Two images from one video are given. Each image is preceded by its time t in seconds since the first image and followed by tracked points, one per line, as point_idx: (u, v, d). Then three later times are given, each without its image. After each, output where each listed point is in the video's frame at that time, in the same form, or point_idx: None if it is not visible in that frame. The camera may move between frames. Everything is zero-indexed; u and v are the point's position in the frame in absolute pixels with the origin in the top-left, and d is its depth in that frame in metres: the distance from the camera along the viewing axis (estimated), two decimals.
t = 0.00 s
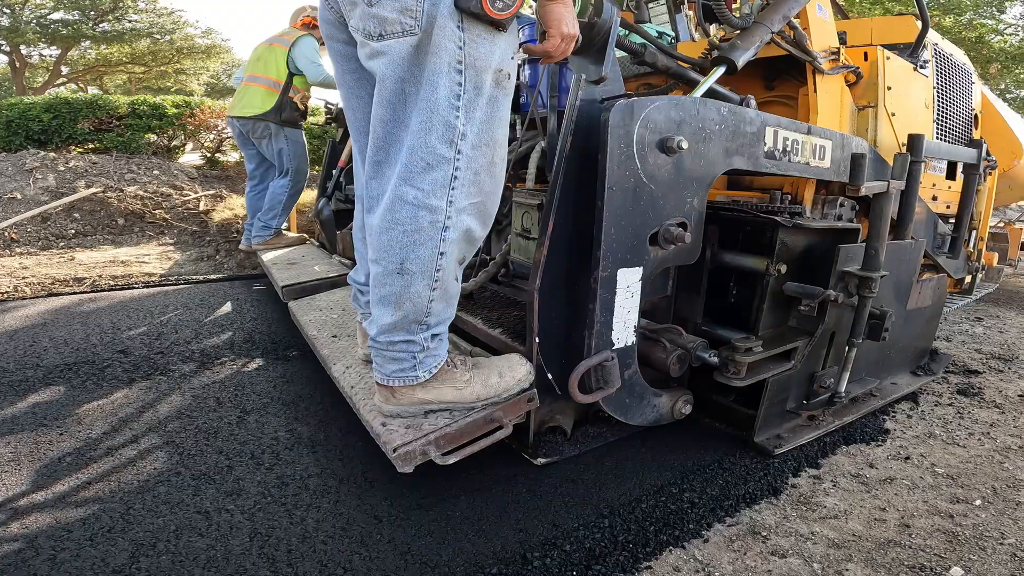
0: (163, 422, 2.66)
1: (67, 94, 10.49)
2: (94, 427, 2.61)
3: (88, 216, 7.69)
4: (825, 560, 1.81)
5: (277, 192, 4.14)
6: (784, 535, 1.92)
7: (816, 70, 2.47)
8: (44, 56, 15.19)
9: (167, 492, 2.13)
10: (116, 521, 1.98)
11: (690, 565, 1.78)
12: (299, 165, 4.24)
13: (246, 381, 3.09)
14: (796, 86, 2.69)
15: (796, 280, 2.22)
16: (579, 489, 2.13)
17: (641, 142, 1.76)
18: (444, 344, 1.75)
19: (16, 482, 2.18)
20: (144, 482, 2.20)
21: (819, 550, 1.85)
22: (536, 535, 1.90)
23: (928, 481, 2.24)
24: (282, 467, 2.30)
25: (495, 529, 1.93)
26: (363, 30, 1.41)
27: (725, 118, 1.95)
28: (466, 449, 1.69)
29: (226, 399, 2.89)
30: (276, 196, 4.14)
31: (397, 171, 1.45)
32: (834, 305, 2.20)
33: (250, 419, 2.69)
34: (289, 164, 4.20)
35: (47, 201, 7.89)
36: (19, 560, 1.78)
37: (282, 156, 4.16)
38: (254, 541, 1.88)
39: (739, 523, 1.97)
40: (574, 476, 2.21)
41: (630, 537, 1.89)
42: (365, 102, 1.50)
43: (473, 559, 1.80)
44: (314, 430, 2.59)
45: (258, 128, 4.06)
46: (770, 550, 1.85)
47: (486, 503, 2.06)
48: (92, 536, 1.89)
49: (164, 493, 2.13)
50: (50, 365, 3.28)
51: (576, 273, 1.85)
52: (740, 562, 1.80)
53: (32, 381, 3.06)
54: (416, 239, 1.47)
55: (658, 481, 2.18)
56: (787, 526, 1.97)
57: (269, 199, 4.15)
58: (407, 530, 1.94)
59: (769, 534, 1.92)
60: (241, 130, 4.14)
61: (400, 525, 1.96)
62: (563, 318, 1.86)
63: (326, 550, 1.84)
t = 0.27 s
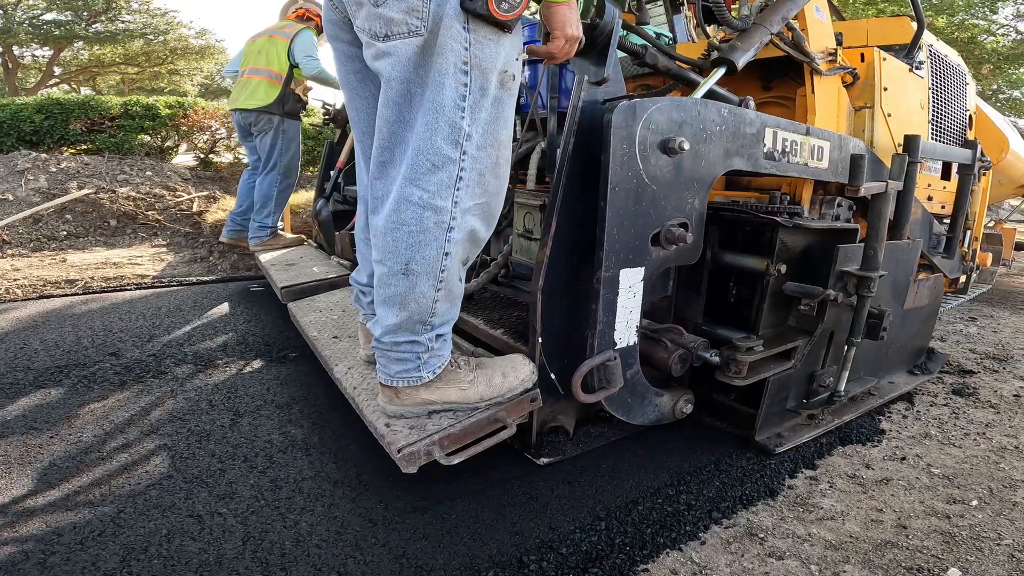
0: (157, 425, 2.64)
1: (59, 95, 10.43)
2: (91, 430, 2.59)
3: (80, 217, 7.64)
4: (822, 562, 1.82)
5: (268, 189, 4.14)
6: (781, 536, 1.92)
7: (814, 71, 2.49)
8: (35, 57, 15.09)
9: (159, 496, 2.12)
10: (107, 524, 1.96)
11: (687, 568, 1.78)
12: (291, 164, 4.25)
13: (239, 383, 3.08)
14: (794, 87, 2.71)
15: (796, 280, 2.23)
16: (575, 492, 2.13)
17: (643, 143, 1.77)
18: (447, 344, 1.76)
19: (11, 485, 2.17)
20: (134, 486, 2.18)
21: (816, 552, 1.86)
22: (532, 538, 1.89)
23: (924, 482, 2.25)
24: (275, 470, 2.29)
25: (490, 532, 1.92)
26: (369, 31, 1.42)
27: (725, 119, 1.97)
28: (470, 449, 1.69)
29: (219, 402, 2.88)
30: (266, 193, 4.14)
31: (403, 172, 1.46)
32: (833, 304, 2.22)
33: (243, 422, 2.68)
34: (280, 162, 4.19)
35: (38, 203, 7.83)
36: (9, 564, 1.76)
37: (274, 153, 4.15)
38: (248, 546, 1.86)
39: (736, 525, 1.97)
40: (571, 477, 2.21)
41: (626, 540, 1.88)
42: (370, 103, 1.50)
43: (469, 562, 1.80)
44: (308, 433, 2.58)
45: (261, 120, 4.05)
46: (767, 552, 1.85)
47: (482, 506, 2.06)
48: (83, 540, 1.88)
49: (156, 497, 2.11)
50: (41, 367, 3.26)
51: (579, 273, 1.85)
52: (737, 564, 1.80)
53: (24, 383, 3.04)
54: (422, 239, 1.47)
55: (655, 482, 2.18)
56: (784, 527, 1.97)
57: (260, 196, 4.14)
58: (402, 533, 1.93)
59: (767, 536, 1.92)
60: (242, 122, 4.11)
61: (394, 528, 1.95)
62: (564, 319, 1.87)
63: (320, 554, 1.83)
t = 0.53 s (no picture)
0: (152, 427, 2.63)
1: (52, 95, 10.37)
2: (87, 432, 2.58)
3: (73, 218, 7.60)
4: (819, 562, 1.83)
5: (259, 189, 4.14)
6: (777, 537, 1.94)
7: (810, 72, 2.51)
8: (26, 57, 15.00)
9: (151, 498, 2.12)
10: (99, 526, 1.96)
11: (684, 568, 1.79)
12: (284, 163, 4.24)
13: (233, 385, 3.07)
14: (791, 87, 2.74)
15: (794, 279, 2.25)
16: (570, 493, 2.13)
17: (644, 143, 1.78)
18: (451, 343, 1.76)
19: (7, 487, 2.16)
20: (126, 487, 2.18)
21: (812, 552, 1.87)
22: (529, 539, 1.90)
23: (920, 481, 2.28)
24: (270, 472, 2.28)
25: (486, 534, 1.92)
26: (374, 31, 1.42)
27: (725, 120, 1.98)
28: (475, 447, 1.70)
29: (212, 403, 2.87)
30: (258, 193, 4.14)
31: (408, 171, 1.46)
32: (831, 303, 2.25)
33: (238, 423, 2.68)
34: (269, 163, 4.17)
35: (30, 203, 7.79)
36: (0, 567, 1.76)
37: (263, 153, 4.14)
38: (241, 548, 1.86)
39: (732, 526, 1.98)
40: (568, 478, 2.22)
41: (623, 541, 1.89)
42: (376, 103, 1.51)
43: (465, 564, 1.80)
44: (302, 434, 2.58)
45: (257, 117, 4.05)
46: (764, 552, 1.86)
47: (477, 507, 2.06)
48: (75, 542, 1.87)
49: (149, 499, 2.11)
50: (33, 369, 3.23)
51: (581, 273, 1.86)
52: (734, 565, 1.81)
53: (15, 386, 3.02)
54: (427, 239, 1.48)
55: (651, 483, 2.19)
56: (780, 528, 1.98)
57: (251, 197, 4.13)
58: (397, 534, 1.93)
59: (763, 536, 1.94)
60: (240, 122, 4.12)
61: (389, 530, 1.96)
62: (566, 318, 1.88)
63: (315, 557, 1.83)
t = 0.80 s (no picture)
0: (149, 429, 2.63)
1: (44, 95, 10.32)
2: (84, 433, 2.58)
3: (65, 219, 7.56)
4: (815, 561, 1.85)
5: (258, 189, 4.15)
6: (773, 536, 1.96)
7: (807, 73, 2.54)
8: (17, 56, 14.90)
9: (145, 499, 2.12)
10: (93, 527, 1.96)
11: (680, 568, 1.80)
12: (282, 164, 4.24)
13: (227, 386, 3.08)
14: (787, 89, 2.77)
15: (792, 278, 2.28)
16: (566, 493, 2.14)
17: (645, 144, 1.80)
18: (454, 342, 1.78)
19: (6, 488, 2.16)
20: (118, 489, 2.18)
21: (808, 551, 1.89)
22: (525, 540, 1.92)
23: (914, 481, 2.30)
24: (264, 473, 2.29)
25: (482, 535, 1.94)
26: (381, 33, 1.44)
27: (724, 121, 2.01)
28: (479, 445, 1.71)
29: (207, 405, 2.87)
30: (256, 193, 4.15)
31: (414, 171, 1.48)
32: (828, 302, 2.27)
33: (232, 424, 2.68)
34: (268, 163, 4.18)
35: (22, 204, 7.74)
36: None
37: (261, 153, 4.14)
38: (236, 550, 1.87)
39: (728, 525, 2.00)
40: (564, 478, 2.24)
41: (619, 542, 1.91)
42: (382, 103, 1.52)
43: (461, 564, 1.81)
44: (297, 435, 2.59)
45: (254, 117, 4.05)
46: (760, 552, 1.88)
47: (474, 508, 2.07)
48: (68, 544, 1.88)
49: (142, 500, 2.11)
50: (25, 371, 3.22)
51: (583, 272, 1.88)
52: (730, 564, 1.83)
53: (8, 388, 3.01)
54: (433, 238, 1.50)
55: (647, 483, 2.21)
56: (776, 527, 2.00)
57: (250, 197, 4.15)
58: (393, 535, 1.94)
59: (759, 536, 1.96)
60: (238, 123, 4.14)
61: (384, 531, 1.97)
62: (568, 317, 1.90)
63: (310, 558, 1.84)
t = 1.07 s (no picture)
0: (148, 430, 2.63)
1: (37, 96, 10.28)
2: (83, 435, 2.58)
3: (59, 220, 7.52)
4: (811, 561, 1.87)
5: (263, 189, 4.15)
6: (769, 536, 1.98)
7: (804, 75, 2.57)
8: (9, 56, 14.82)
9: (140, 501, 2.13)
10: (88, 529, 1.97)
11: (677, 568, 1.82)
12: (293, 163, 4.26)
13: (223, 388, 3.08)
14: (784, 90, 2.80)
15: (790, 278, 2.31)
16: (563, 494, 2.16)
17: (646, 145, 1.83)
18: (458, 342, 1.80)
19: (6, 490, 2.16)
20: (112, 490, 2.19)
21: (804, 551, 1.91)
22: (522, 540, 1.93)
23: (908, 480, 2.33)
24: (260, 475, 2.30)
25: (479, 536, 1.95)
26: (387, 35, 1.45)
27: (723, 123, 2.03)
28: (483, 443, 1.72)
29: (202, 407, 2.88)
30: (262, 193, 4.14)
31: (420, 173, 1.49)
32: (825, 302, 2.30)
33: (227, 426, 2.69)
34: (277, 162, 4.20)
35: (15, 205, 7.70)
36: None
37: (270, 153, 4.18)
38: (232, 552, 1.88)
39: (725, 525, 2.02)
40: (561, 478, 2.26)
41: (616, 542, 1.93)
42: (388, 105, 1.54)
43: (458, 565, 1.83)
44: (293, 437, 2.60)
45: (257, 120, 4.09)
46: (756, 552, 1.90)
47: (472, 510, 2.09)
48: (63, 546, 1.88)
49: (137, 502, 2.12)
50: (20, 373, 3.21)
51: (584, 273, 1.90)
52: (726, 564, 1.85)
53: (4, 390, 3.00)
54: (438, 238, 1.51)
55: (644, 483, 2.24)
56: (772, 527, 2.02)
57: (255, 196, 4.14)
58: (389, 535, 1.96)
59: (755, 535, 1.98)
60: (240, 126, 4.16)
61: (381, 532, 1.98)
62: (570, 316, 1.91)
63: (307, 560, 1.85)
